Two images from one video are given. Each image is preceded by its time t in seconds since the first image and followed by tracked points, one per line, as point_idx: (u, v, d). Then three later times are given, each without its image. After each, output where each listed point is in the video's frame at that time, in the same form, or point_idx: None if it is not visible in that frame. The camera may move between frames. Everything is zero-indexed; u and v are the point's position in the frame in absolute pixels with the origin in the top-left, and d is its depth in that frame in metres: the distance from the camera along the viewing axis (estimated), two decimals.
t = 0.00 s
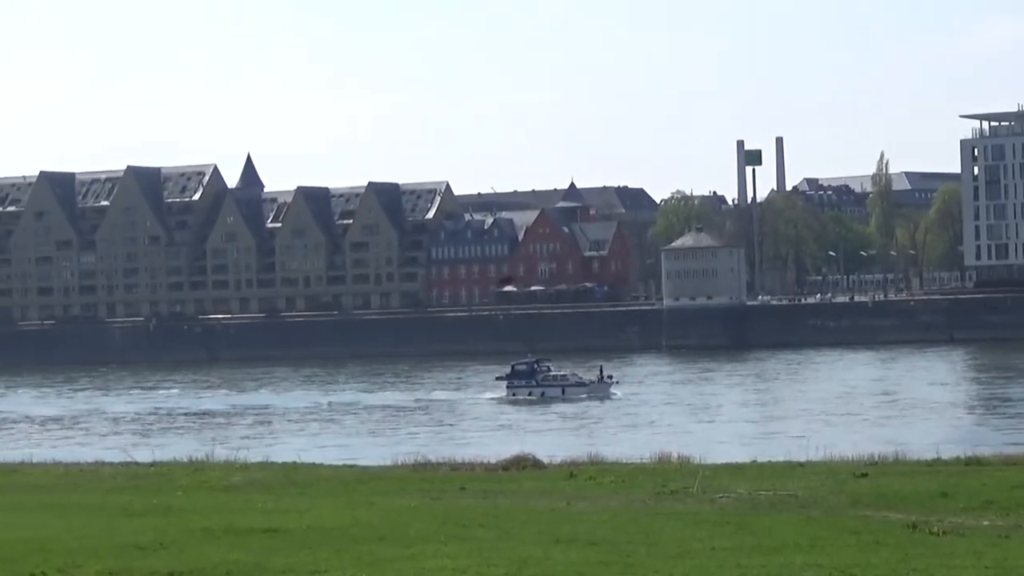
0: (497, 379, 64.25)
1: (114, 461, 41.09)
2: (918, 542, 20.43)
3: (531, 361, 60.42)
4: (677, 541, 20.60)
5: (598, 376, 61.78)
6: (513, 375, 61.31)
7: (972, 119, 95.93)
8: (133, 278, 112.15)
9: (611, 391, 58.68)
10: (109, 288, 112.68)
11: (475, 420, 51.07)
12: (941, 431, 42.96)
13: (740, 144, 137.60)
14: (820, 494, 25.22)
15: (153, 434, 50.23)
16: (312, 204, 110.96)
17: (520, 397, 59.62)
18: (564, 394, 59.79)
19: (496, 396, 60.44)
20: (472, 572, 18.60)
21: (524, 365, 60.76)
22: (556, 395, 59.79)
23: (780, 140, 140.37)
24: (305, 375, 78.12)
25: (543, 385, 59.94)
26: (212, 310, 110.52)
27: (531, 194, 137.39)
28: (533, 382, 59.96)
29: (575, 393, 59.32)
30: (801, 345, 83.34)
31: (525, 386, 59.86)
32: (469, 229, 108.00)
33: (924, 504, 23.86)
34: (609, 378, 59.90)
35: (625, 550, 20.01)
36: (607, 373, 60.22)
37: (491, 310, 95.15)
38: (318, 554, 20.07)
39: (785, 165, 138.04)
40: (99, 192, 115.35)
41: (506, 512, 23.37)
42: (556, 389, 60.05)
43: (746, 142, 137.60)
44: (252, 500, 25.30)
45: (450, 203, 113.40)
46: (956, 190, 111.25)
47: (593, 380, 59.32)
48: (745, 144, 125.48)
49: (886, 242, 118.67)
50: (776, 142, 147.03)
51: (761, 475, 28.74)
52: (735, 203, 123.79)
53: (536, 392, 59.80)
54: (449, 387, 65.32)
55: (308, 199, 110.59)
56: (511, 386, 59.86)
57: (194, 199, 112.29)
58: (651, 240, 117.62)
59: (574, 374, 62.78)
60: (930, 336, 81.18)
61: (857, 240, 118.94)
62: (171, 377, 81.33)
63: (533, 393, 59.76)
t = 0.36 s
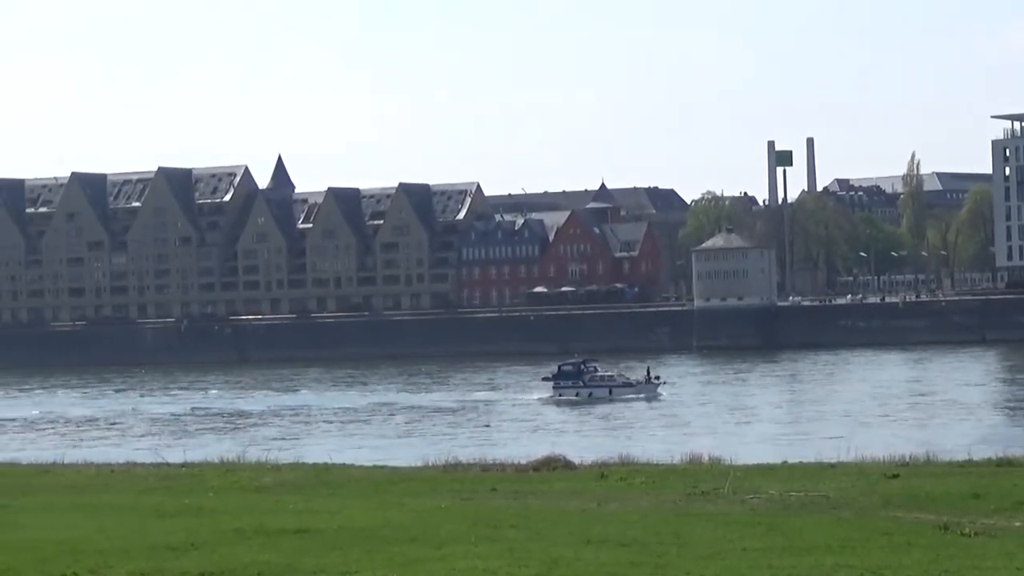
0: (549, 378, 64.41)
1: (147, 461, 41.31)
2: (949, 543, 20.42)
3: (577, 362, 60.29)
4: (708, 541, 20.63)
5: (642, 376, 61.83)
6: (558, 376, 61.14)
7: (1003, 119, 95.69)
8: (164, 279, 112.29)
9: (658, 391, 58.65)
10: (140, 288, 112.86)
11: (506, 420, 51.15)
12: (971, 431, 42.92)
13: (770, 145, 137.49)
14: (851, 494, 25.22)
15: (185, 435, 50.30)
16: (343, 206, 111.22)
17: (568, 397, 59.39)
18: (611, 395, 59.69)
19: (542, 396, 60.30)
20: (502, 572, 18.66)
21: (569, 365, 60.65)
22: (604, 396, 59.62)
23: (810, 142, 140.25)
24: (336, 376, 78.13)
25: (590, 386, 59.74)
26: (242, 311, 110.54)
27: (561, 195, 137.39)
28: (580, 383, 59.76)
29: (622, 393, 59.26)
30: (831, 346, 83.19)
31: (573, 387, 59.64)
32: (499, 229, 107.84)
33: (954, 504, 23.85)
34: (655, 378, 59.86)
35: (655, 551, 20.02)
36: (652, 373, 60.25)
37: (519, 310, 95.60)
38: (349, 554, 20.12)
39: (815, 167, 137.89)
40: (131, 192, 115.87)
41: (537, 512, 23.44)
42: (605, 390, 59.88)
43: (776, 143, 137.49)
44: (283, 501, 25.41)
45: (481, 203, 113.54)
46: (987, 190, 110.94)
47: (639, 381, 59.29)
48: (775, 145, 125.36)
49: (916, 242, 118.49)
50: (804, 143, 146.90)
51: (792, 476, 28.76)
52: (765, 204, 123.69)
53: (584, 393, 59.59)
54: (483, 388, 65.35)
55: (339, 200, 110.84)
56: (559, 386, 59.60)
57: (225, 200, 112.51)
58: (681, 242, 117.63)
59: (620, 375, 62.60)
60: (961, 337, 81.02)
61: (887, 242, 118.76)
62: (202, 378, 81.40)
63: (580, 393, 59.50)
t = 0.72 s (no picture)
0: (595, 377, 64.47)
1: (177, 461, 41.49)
2: (982, 543, 20.36)
3: (625, 363, 60.34)
4: (738, 542, 20.63)
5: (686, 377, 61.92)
6: (604, 376, 61.20)
7: None
8: (194, 280, 112.58)
9: (706, 392, 58.60)
10: (171, 290, 113.17)
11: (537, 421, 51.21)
12: (1002, 432, 42.83)
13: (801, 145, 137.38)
14: (882, 495, 25.19)
15: (217, 435, 50.35)
16: (373, 208, 111.17)
17: (615, 398, 59.35)
18: (658, 395, 59.72)
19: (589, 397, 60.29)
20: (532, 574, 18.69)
21: (616, 366, 60.73)
22: (651, 396, 59.64)
23: (841, 142, 140.13)
24: (368, 377, 78.19)
25: (637, 387, 59.75)
26: (273, 312, 110.84)
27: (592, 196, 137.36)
28: (626, 383, 59.76)
29: (669, 394, 59.32)
30: (862, 346, 83.09)
31: (620, 388, 59.62)
32: (529, 231, 107.87)
33: (986, 505, 23.81)
34: (703, 378, 59.78)
35: (684, 551, 20.02)
36: (699, 374, 60.22)
37: (550, 311, 95.80)
38: (380, 554, 20.19)
39: (846, 168, 137.73)
40: (162, 194, 115.81)
41: (567, 513, 23.50)
42: (652, 391, 59.89)
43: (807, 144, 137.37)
44: (312, 501, 25.48)
45: (512, 205, 113.23)
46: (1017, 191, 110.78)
47: (686, 381, 59.28)
48: (806, 146, 125.25)
49: (946, 243, 118.42)
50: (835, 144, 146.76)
51: (824, 476, 28.70)
52: (796, 204, 123.55)
53: (630, 393, 59.57)
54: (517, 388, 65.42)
55: (369, 201, 110.83)
56: (605, 386, 59.59)
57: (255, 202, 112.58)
58: (712, 242, 117.62)
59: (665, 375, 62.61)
60: (992, 337, 80.90)
61: (918, 242, 118.76)
62: (233, 379, 81.51)
63: (627, 393, 59.53)
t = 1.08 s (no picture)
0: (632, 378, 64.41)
1: (202, 464, 41.62)
2: (1014, 543, 20.36)
3: (670, 363, 60.29)
4: (769, 542, 20.66)
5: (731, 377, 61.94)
6: (648, 376, 61.15)
7: None
8: (224, 282, 112.75)
9: (752, 392, 58.53)
10: (200, 292, 113.32)
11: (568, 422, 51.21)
12: None
13: (830, 145, 137.19)
14: (913, 495, 25.18)
15: (246, 437, 50.39)
16: (403, 210, 111.26)
17: (660, 398, 59.25)
18: (703, 395, 59.70)
19: (634, 397, 60.21)
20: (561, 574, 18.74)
21: (661, 366, 60.69)
22: (697, 397, 59.61)
23: (871, 142, 139.93)
24: (398, 379, 78.17)
25: (683, 387, 59.71)
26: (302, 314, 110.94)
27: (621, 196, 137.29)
28: (672, 384, 59.70)
29: (716, 394, 59.30)
30: (891, 346, 82.97)
31: (665, 388, 59.52)
32: (558, 232, 108.05)
33: (1018, 504, 23.79)
34: (748, 378, 59.74)
35: (715, 552, 20.01)
36: (745, 374, 60.21)
37: (579, 312, 95.76)
38: (411, 555, 20.19)
39: (875, 167, 137.53)
40: (191, 196, 115.92)
41: (596, 513, 23.51)
42: (697, 391, 59.83)
43: (836, 144, 137.18)
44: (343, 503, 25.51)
45: (541, 206, 113.09)
46: None
47: (732, 381, 59.21)
48: (835, 145, 125.13)
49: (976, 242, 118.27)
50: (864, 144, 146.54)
51: (854, 476, 28.70)
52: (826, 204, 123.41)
53: (675, 394, 59.52)
54: (550, 389, 65.37)
55: (398, 202, 110.95)
56: (651, 386, 59.49)
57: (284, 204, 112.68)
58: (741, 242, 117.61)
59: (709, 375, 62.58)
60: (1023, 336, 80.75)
61: (948, 241, 118.64)
62: (264, 381, 81.54)
63: (672, 394, 59.45)
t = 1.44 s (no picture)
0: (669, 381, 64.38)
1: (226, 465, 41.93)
2: None
3: (715, 364, 60.25)
4: (799, 542, 20.69)
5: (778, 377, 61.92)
6: (693, 376, 61.12)
7: None
8: (254, 283, 112.89)
9: (799, 392, 58.45)
10: (230, 293, 113.48)
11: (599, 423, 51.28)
12: None
13: (860, 146, 137.03)
14: (942, 495, 25.21)
15: (276, 438, 50.46)
16: (432, 211, 111.35)
17: (705, 399, 59.24)
18: (749, 395, 59.68)
19: (679, 397, 60.20)
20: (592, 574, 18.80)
21: (707, 366, 60.67)
22: (743, 397, 59.58)
23: (900, 142, 139.75)
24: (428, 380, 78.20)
25: (729, 387, 59.72)
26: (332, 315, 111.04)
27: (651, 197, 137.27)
28: (717, 384, 59.70)
29: (762, 394, 59.26)
30: (920, 347, 82.86)
31: (710, 389, 59.50)
32: (587, 232, 107.45)
33: None
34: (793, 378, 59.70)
35: (745, 552, 20.08)
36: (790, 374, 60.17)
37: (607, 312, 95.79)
38: (442, 555, 20.26)
39: (905, 168, 137.34)
40: (220, 197, 115.97)
41: (625, 513, 23.54)
42: (743, 392, 59.80)
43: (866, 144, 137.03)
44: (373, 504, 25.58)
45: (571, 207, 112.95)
46: None
47: (778, 381, 59.15)
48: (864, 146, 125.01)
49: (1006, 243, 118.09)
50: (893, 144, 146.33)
51: (883, 476, 28.74)
52: (855, 205, 123.27)
53: (721, 394, 59.50)
54: (582, 390, 65.33)
55: (427, 203, 111.02)
56: (697, 386, 59.50)
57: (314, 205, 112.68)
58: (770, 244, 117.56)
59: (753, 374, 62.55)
60: None
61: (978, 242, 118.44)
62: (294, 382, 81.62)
63: (718, 394, 59.44)
